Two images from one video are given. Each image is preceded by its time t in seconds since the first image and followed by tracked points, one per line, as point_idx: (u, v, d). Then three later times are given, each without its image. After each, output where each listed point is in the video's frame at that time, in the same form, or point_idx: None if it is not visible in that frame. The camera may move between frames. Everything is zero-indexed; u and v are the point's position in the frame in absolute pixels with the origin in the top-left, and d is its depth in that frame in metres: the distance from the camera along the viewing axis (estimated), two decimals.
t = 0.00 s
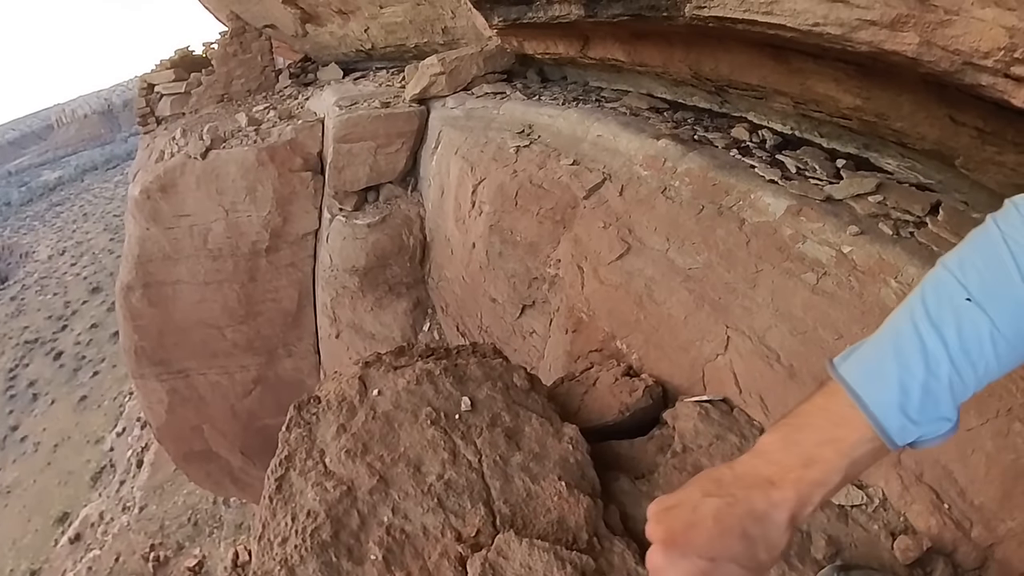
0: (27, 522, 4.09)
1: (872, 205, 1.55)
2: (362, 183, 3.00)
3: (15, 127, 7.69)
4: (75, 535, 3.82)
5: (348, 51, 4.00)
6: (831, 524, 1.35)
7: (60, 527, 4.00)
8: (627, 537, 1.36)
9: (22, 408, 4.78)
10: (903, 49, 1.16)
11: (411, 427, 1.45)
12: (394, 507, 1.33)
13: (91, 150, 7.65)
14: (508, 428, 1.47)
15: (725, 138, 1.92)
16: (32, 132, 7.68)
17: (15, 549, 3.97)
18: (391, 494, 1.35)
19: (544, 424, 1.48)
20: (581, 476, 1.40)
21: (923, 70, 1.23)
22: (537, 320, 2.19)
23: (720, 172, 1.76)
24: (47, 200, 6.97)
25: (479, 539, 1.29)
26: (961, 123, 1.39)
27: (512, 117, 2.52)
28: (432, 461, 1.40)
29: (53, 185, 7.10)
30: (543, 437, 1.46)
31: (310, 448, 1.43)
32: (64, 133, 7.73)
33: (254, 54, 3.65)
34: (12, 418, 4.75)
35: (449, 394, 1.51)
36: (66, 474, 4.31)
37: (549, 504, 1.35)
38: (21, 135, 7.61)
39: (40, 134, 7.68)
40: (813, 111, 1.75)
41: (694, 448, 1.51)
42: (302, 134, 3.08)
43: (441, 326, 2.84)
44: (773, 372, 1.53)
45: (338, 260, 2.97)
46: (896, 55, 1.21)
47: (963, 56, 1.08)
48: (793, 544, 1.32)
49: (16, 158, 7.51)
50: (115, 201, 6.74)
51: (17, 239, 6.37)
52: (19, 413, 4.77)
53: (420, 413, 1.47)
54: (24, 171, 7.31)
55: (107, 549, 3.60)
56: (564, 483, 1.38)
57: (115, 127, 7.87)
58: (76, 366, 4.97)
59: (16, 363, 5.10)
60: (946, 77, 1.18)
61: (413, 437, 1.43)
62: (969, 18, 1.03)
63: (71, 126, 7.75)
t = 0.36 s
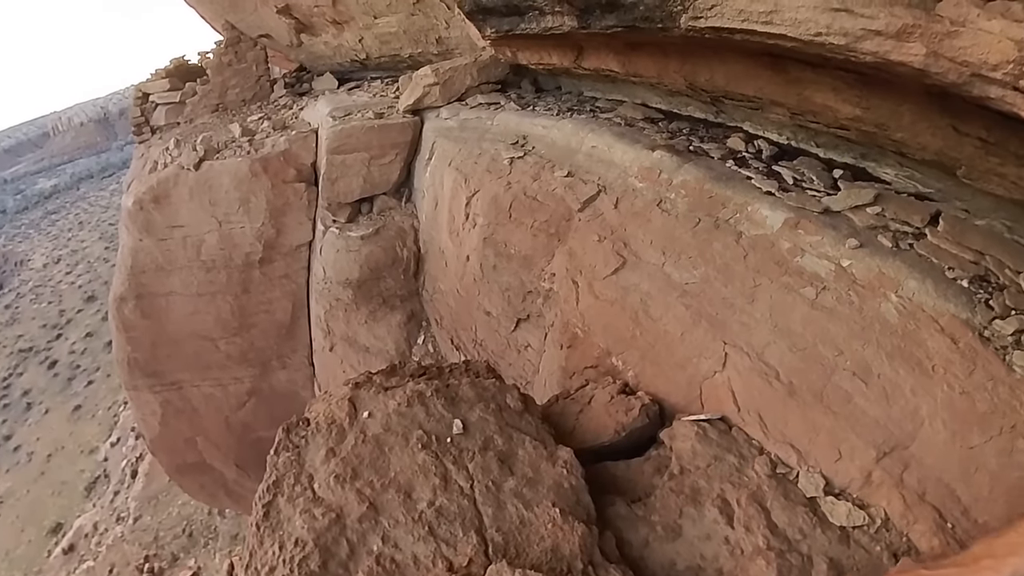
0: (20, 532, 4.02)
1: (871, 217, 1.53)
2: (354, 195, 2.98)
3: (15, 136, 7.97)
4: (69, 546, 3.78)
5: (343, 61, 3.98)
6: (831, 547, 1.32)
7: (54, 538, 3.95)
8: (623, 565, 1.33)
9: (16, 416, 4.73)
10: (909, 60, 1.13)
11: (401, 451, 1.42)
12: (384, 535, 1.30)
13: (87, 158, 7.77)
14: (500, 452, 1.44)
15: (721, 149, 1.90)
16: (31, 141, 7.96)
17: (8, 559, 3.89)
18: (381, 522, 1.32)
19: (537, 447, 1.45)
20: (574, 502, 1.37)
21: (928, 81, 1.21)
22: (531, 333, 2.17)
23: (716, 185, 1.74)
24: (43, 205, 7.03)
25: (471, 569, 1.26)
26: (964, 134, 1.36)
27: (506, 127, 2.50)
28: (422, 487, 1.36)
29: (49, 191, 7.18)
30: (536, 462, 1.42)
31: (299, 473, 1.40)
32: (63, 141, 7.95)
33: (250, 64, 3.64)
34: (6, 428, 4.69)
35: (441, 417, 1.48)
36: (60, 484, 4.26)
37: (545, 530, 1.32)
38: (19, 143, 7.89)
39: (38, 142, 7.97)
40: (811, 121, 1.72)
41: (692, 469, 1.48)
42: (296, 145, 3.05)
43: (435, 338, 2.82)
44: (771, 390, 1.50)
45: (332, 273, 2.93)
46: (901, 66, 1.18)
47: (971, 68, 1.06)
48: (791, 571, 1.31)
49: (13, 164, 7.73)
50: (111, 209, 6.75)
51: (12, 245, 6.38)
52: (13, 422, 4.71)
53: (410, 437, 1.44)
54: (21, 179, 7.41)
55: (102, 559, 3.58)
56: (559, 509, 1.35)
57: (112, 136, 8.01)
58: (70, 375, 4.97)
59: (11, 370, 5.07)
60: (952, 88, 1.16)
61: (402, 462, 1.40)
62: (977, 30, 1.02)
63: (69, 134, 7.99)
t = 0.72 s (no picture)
0: (13, 543, 3.95)
1: (867, 215, 1.50)
2: (345, 202, 2.94)
3: (8, 144, 7.92)
4: (62, 557, 3.71)
5: (336, 68, 3.95)
6: (833, 563, 1.24)
7: (46, 549, 3.88)
8: None
9: (9, 426, 4.66)
10: (903, 41, 1.08)
11: (377, 462, 1.37)
12: (353, 551, 1.24)
13: (82, 165, 7.77)
14: (480, 462, 1.39)
15: (712, 150, 1.87)
16: (25, 149, 7.90)
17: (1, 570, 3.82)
18: (351, 536, 1.26)
19: (518, 458, 1.40)
20: (557, 516, 1.31)
21: (923, 66, 1.16)
22: (521, 340, 2.11)
23: (708, 186, 1.70)
24: (37, 213, 7.00)
25: None
26: (962, 125, 1.30)
27: (496, 132, 2.46)
28: (396, 501, 1.31)
29: (44, 199, 7.15)
30: (517, 474, 1.37)
31: (269, 484, 1.35)
32: (57, 149, 7.93)
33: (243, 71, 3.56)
34: None
35: (419, 426, 1.44)
36: (53, 494, 4.18)
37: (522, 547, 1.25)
38: (15, 151, 7.85)
39: (32, 150, 7.94)
40: (803, 119, 1.69)
41: (683, 481, 1.41)
42: (287, 152, 3.00)
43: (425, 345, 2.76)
44: (767, 398, 1.44)
45: (322, 280, 2.89)
46: (895, 48, 1.13)
47: (970, 47, 1.01)
48: None
49: (7, 172, 7.65)
50: (106, 217, 6.73)
51: (7, 253, 6.33)
52: (6, 432, 4.63)
53: (387, 447, 1.39)
54: (16, 185, 7.38)
55: (94, 570, 3.51)
56: (539, 525, 1.29)
57: (106, 144, 8.01)
58: (64, 384, 4.90)
59: (4, 379, 5.01)
60: (948, 70, 1.11)
61: (377, 473, 1.35)
62: (976, 3, 0.96)
63: (64, 141, 8.00)
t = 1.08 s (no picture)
0: (6, 553, 3.91)
1: (857, 219, 1.46)
2: (331, 211, 2.91)
3: (5, 151, 7.93)
4: (54, 567, 3.64)
5: (327, 77, 3.92)
6: None
7: (38, 560, 3.82)
8: None
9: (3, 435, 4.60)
10: (887, 26, 1.04)
11: (338, 481, 1.33)
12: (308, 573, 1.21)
13: (77, 174, 7.78)
14: (445, 484, 1.34)
15: (698, 155, 1.84)
16: (20, 155, 7.88)
17: None
18: (307, 558, 1.22)
19: (485, 478, 1.36)
20: (522, 541, 1.26)
21: (911, 55, 1.12)
22: (506, 351, 2.07)
23: (691, 193, 1.67)
24: (32, 220, 6.99)
25: None
26: (954, 121, 1.26)
27: (482, 140, 2.43)
28: (356, 522, 1.27)
29: (39, 206, 7.15)
30: (483, 495, 1.33)
31: (229, 501, 1.32)
32: (52, 156, 7.93)
33: (236, 81, 3.59)
34: None
35: (384, 443, 1.39)
36: (47, 504, 4.13)
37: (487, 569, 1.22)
38: (10, 158, 7.84)
39: (27, 157, 7.90)
40: (789, 121, 1.66)
41: (659, 502, 1.38)
42: (275, 160, 2.96)
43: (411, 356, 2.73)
44: (751, 414, 1.40)
45: (308, 291, 2.87)
46: (879, 35, 1.08)
47: (959, 31, 0.96)
48: None
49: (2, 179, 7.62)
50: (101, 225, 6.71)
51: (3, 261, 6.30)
52: None
53: (349, 465, 1.35)
54: (11, 192, 7.39)
55: None
56: (501, 549, 1.24)
57: (102, 152, 8.04)
58: (58, 394, 4.85)
59: None
60: (936, 59, 1.07)
61: (338, 493, 1.31)
62: None
63: (59, 149, 7.98)
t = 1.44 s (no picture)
0: None
1: (842, 231, 1.39)
2: (310, 223, 2.86)
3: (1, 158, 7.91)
4: None
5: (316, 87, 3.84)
6: None
7: (30, 570, 3.70)
8: None
9: None
10: None
11: (271, 514, 1.30)
12: None
13: (74, 180, 7.76)
14: (380, 521, 1.29)
15: (678, 163, 1.80)
16: (18, 163, 7.93)
17: None
18: None
19: (422, 516, 1.30)
20: None
21: (893, 37, 1.01)
22: (480, 368, 2.00)
23: (664, 203, 1.62)
24: (27, 227, 6.96)
25: None
26: (949, 117, 1.19)
27: (460, 150, 2.38)
28: (283, 558, 1.24)
29: (35, 213, 7.11)
30: (417, 535, 1.27)
31: (163, 531, 1.32)
32: (49, 163, 7.91)
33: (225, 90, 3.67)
34: None
35: (322, 474, 1.36)
36: (39, 514, 4.03)
37: None
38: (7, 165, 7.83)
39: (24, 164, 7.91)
40: (767, 127, 1.61)
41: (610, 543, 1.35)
42: (257, 172, 2.91)
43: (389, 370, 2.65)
44: (719, 448, 1.34)
45: (286, 304, 2.82)
46: (853, 10, 0.96)
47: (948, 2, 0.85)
48: None
49: None
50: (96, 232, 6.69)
51: None
52: None
53: (285, 497, 1.32)
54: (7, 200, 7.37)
55: None
56: None
57: (98, 159, 8.02)
58: (51, 403, 4.80)
59: None
60: (921, 38, 0.96)
61: (269, 526, 1.28)
62: None
63: (56, 156, 7.95)
